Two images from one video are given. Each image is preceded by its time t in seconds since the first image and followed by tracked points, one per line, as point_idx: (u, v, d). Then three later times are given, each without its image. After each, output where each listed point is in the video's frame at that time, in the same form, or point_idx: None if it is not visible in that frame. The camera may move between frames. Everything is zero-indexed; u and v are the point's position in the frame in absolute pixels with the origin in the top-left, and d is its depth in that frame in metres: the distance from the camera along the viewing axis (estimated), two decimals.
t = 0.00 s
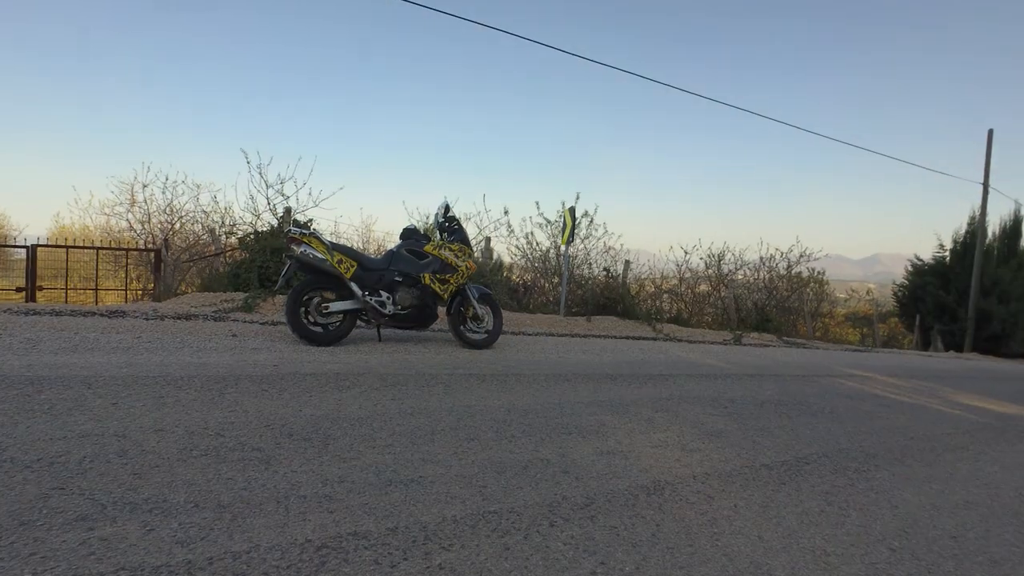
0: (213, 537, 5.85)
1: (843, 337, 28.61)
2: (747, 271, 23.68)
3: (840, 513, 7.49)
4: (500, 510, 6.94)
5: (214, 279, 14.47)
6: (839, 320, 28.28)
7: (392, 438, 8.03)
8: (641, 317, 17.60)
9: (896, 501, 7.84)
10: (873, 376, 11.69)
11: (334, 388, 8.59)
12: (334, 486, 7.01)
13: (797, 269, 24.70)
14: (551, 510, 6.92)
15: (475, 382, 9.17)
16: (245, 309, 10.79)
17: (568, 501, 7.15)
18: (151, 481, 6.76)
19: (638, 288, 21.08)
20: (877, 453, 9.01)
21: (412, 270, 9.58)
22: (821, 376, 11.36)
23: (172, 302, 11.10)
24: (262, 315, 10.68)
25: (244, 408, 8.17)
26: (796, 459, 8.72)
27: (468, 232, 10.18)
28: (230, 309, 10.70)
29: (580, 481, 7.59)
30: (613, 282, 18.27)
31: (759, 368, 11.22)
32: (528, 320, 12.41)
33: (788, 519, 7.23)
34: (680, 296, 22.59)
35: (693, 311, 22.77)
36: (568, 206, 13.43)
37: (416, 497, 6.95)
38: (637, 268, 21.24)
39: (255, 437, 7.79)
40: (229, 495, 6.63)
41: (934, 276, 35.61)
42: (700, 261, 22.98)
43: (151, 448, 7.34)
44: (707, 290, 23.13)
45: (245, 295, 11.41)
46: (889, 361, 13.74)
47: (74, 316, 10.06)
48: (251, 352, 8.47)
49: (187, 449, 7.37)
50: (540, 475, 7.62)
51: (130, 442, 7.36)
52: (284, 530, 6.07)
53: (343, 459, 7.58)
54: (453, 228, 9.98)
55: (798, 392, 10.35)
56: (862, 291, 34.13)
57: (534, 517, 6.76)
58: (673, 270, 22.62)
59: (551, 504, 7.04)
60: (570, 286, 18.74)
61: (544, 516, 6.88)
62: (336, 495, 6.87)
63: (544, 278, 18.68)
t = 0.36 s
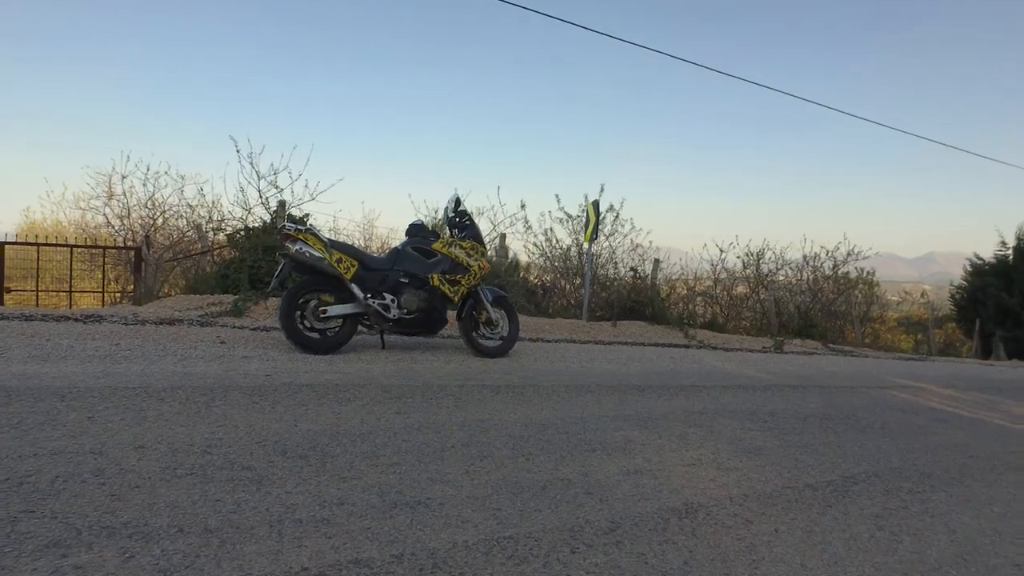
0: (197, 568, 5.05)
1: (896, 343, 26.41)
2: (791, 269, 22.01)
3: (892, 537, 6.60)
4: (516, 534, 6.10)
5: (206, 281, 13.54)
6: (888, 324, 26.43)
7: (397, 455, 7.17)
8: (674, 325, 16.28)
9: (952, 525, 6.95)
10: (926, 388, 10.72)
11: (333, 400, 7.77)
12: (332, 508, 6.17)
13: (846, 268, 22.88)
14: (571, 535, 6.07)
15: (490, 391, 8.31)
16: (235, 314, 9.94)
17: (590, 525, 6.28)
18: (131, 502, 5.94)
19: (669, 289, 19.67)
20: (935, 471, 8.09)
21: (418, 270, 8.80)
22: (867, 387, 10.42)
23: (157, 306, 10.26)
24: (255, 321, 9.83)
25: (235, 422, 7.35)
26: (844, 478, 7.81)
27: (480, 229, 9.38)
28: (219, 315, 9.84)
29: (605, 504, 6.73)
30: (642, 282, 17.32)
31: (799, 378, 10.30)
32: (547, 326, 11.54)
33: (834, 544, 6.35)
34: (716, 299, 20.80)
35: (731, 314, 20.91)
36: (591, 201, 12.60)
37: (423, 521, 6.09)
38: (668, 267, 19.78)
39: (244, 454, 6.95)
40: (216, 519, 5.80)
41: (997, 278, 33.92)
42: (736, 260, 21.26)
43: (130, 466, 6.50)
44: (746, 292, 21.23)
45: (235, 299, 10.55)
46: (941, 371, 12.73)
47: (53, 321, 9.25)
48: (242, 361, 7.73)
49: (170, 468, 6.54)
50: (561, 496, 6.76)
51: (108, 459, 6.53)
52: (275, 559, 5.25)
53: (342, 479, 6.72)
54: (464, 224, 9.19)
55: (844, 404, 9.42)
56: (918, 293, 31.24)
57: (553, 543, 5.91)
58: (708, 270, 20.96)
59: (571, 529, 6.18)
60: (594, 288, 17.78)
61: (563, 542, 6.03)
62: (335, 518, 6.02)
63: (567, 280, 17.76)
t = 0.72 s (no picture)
0: None
1: (945, 349, 24.69)
2: (832, 269, 20.80)
3: (947, 563, 5.85)
4: (534, 559, 5.39)
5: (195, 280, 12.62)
6: (939, 328, 24.73)
7: (402, 472, 6.46)
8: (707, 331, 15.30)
9: (1008, 550, 6.16)
10: (975, 399, 9.93)
11: (332, 412, 7.08)
12: (331, 531, 5.46)
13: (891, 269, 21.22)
14: (594, 561, 5.36)
15: (505, 402, 7.60)
16: (225, 318, 9.17)
17: (614, 550, 5.57)
18: (110, 525, 5.23)
19: (699, 291, 18.59)
20: (994, 489, 7.32)
21: (425, 270, 8.15)
22: (913, 397, 9.65)
23: (145, 309, 9.53)
24: (248, 325, 9.09)
25: (225, 436, 6.64)
26: (891, 497, 7.02)
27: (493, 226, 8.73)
28: (208, 318, 9.08)
29: (630, 526, 6.00)
30: (670, 283, 16.48)
31: (839, 385, 9.56)
32: (564, 332, 10.82)
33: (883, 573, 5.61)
34: (750, 302, 19.70)
35: (766, 318, 19.87)
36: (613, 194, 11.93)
37: (432, 546, 5.38)
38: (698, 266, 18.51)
39: (234, 471, 6.23)
40: (203, 543, 5.10)
41: None
42: (773, 260, 20.00)
43: (109, 485, 5.79)
44: (783, 294, 20.20)
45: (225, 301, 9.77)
46: (988, 378, 11.90)
47: (30, 325, 8.53)
48: (235, 371, 7.20)
49: (154, 486, 5.83)
50: (581, 517, 6.03)
51: (85, 477, 5.82)
52: None
53: (342, 499, 5.99)
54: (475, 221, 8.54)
55: (890, 415, 8.65)
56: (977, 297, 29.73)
57: (574, 570, 5.21)
58: (742, 269, 19.82)
59: (593, 554, 5.47)
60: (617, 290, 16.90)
61: (585, 567, 5.33)
62: (336, 542, 5.31)
63: (587, 281, 16.92)
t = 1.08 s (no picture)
0: None
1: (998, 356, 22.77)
2: (872, 267, 18.87)
3: None
4: None
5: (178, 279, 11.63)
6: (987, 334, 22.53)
7: (406, 490, 5.82)
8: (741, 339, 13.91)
9: None
10: None
11: (330, 424, 6.46)
12: (331, 554, 4.86)
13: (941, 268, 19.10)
14: None
15: (520, 412, 6.95)
16: (215, 322, 8.58)
17: None
18: (88, 548, 4.65)
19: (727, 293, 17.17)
20: None
21: (432, 270, 7.59)
22: (963, 408, 8.89)
23: (129, 314, 8.86)
24: (240, 330, 8.47)
25: (215, 450, 6.02)
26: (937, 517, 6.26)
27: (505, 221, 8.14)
28: (196, 322, 8.49)
29: (656, 550, 5.35)
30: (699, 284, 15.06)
31: (882, 394, 8.83)
32: (582, 339, 10.16)
33: None
34: (786, 306, 17.95)
35: (803, 324, 18.03)
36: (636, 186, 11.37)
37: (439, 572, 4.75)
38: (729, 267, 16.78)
39: (223, 488, 5.60)
40: (190, 569, 4.52)
41: None
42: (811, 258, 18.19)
43: (89, 504, 5.19)
44: (820, 296, 18.41)
45: (214, 305, 9.13)
46: None
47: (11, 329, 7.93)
48: (224, 380, 6.76)
49: (138, 505, 5.22)
50: (601, 539, 5.39)
51: (62, 495, 5.22)
52: None
53: (341, 519, 5.36)
54: (486, 217, 7.96)
55: (940, 427, 7.93)
56: None
57: None
58: (777, 271, 18.15)
59: None
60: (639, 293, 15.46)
61: None
62: (335, 567, 4.71)
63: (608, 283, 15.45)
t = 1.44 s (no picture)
0: None
1: None
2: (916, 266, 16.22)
3: None
4: None
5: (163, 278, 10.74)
6: None
7: (410, 507, 5.28)
8: (770, 344, 12.44)
9: None
10: None
11: (329, 437, 5.95)
12: None
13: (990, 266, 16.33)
14: None
15: (534, 423, 6.41)
16: (205, 326, 8.09)
17: None
18: (66, 572, 4.17)
19: (760, 296, 14.77)
20: None
21: (438, 270, 7.13)
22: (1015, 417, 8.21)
23: (112, 317, 8.31)
24: (232, 335, 7.97)
25: (204, 464, 5.51)
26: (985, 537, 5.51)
27: (518, 217, 7.66)
28: (184, 327, 8.00)
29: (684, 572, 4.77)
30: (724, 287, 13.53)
31: (926, 402, 8.20)
32: (600, 345, 9.60)
33: None
34: (822, 309, 15.71)
35: (839, 328, 15.68)
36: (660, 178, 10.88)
37: None
38: (759, 266, 15.05)
39: (213, 506, 5.08)
40: None
41: None
42: (848, 254, 15.94)
43: (69, 522, 4.69)
44: (859, 299, 15.95)
45: (202, 307, 8.57)
46: None
47: None
48: (214, 391, 6.28)
49: (122, 524, 4.72)
50: (622, 561, 4.82)
51: (38, 513, 4.74)
52: None
53: (341, 540, 4.84)
54: (497, 213, 7.48)
55: (991, 438, 7.29)
56: None
57: None
58: (811, 270, 15.90)
59: None
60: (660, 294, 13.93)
61: None
62: None
63: (628, 283, 14.06)
